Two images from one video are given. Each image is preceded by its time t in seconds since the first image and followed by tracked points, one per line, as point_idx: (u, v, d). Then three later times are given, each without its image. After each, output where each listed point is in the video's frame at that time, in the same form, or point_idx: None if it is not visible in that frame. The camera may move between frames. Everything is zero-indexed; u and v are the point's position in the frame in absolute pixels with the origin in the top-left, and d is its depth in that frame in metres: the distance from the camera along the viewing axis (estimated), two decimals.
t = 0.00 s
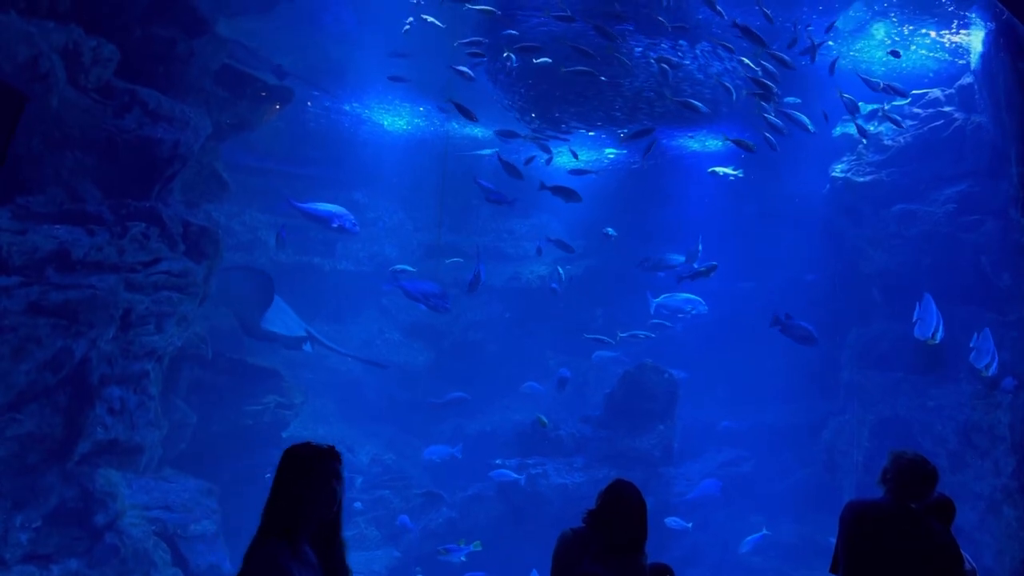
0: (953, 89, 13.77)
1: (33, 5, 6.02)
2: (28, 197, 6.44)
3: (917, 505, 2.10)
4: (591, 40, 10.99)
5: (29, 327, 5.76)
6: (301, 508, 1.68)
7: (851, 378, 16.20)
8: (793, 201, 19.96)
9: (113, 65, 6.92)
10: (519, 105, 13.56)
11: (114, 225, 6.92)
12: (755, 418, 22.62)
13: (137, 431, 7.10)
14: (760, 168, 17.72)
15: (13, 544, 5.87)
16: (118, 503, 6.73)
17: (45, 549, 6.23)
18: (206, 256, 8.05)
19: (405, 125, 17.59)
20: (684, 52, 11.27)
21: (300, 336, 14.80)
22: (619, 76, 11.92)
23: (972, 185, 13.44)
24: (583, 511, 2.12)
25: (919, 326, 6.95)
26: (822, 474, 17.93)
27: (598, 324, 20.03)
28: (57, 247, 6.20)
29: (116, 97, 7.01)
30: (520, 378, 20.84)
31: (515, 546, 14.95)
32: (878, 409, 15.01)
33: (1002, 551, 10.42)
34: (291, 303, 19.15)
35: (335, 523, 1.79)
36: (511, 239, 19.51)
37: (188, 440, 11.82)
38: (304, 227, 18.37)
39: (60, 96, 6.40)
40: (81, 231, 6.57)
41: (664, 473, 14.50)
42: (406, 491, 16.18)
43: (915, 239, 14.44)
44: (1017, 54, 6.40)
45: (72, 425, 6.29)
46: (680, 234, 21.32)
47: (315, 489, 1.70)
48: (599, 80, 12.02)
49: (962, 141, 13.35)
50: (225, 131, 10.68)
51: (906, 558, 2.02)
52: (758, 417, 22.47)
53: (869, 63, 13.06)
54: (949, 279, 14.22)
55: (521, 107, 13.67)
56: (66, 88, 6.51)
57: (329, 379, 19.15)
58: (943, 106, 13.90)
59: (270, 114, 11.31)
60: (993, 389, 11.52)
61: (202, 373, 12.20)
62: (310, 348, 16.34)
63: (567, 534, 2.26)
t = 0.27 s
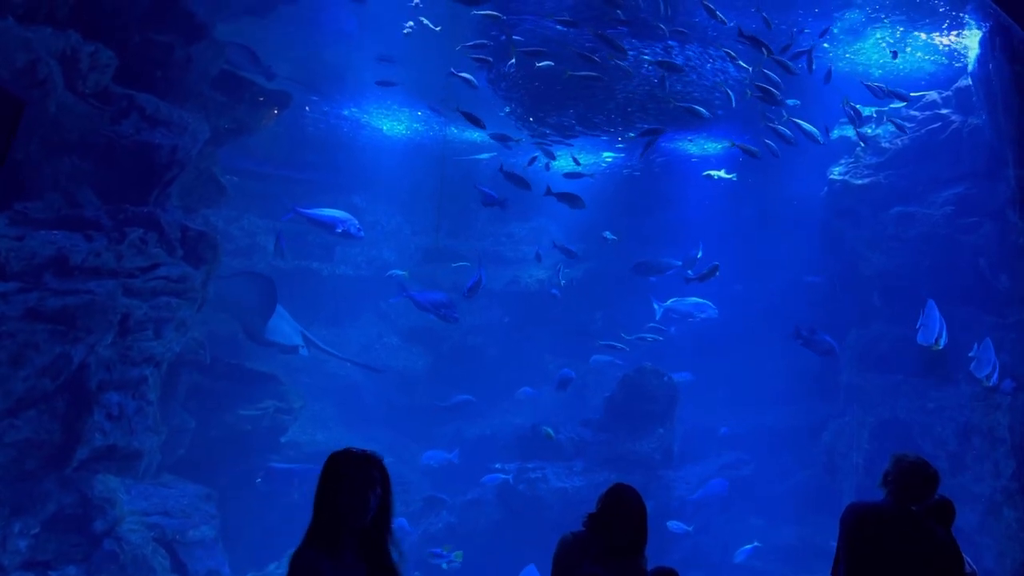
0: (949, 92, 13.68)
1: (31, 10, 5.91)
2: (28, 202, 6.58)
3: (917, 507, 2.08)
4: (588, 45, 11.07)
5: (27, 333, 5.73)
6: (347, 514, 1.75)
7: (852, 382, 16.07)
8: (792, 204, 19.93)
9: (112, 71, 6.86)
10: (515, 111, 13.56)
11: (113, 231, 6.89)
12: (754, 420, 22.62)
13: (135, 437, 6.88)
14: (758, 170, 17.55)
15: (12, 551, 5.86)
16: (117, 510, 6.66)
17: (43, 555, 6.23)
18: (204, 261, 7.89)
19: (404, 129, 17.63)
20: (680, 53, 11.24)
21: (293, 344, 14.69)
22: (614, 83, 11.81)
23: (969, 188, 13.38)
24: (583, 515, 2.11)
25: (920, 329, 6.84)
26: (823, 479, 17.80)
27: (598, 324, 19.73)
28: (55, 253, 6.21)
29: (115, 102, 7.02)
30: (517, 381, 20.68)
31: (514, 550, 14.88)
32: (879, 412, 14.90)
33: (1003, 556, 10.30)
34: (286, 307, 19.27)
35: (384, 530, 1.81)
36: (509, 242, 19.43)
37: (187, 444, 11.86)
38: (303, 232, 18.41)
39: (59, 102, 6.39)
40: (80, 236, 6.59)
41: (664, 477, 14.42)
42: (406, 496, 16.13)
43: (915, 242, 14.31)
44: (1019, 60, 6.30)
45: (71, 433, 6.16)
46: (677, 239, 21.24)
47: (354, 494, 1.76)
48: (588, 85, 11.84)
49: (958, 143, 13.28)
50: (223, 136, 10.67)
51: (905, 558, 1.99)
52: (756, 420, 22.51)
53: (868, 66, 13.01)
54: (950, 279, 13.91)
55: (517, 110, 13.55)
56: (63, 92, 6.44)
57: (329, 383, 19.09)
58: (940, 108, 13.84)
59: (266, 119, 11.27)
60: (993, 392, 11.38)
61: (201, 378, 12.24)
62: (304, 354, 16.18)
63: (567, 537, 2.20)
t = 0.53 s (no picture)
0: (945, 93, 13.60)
1: (27, 14, 5.85)
2: (25, 207, 6.57)
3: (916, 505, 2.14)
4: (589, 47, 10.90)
5: (23, 338, 5.67)
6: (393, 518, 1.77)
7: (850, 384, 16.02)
8: (788, 205, 20.02)
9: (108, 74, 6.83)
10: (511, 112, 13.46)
11: (109, 235, 6.81)
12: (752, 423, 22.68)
13: (134, 442, 6.94)
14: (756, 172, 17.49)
15: (9, 557, 5.81)
16: (115, 514, 6.63)
17: (41, 560, 6.17)
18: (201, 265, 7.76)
19: (401, 132, 17.60)
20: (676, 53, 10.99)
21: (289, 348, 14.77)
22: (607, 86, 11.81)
23: (966, 189, 13.35)
24: (582, 516, 2.13)
25: (922, 334, 6.81)
26: (822, 480, 17.73)
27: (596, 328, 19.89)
28: (51, 257, 6.14)
29: (111, 106, 7.04)
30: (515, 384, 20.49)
31: (512, 553, 14.85)
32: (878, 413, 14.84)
33: (1002, 556, 10.26)
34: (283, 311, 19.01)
35: (430, 531, 1.83)
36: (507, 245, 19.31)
37: (184, 448, 11.68)
38: (301, 235, 18.29)
39: (54, 108, 6.41)
40: (76, 240, 6.50)
41: (663, 479, 14.36)
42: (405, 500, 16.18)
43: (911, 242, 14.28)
44: (1016, 60, 6.25)
45: (68, 437, 6.13)
46: (673, 240, 21.36)
47: (398, 497, 1.79)
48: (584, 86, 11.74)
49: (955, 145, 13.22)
50: (220, 139, 10.64)
51: (906, 554, 2.03)
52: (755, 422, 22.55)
53: (866, 67, 12.94)
54: (948, 279, 13.83)
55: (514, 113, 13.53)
56: (59, 98, 6.46)
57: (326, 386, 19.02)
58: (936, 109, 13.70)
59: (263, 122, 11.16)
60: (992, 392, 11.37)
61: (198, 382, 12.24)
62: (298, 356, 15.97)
63: (566, 540, 2.18)
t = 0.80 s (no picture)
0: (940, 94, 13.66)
1: (22, 18, 5.82)
2: (19, 209, 6.59)
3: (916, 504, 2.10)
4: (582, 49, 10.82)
5: (18, 341, 5.58)
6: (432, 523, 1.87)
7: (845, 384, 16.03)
8: (784, 205, 20.05)
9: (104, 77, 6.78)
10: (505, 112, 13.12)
11: (105, 238, 6.80)
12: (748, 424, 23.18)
13: (130, 445, 6.90)
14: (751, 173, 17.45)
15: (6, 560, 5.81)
16: (111, 517, 6.65)
17: (37, 563, 6.20)
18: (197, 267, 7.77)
19: (398, 134, 17.58)
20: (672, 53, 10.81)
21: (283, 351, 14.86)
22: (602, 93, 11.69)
23: (962, 189, 13.40)
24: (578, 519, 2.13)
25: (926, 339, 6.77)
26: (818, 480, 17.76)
27: (593, 329, 20.06)
28: (47, 260, 6.09)
29: (107, 109, 6.98)
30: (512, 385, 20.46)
31: (511, 553, 14.94)
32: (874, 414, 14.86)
33: (998, 556, 10.27)
34: (280, 314, 19.41)
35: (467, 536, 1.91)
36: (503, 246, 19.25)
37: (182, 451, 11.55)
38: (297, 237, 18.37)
39: (51, 109, 6.31)
40: (72, 243, 6.47)
41: (661, 480, 14.35)
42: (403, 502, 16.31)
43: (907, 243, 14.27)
44: (1010, 62, 6.26)
45: (64, 441, 6.17)
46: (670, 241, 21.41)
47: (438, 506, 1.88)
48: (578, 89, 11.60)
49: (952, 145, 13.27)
50: (216, 141, 10.60)
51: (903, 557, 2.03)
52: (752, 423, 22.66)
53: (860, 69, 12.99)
54: (942, 280, 13.83)
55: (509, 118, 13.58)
56: (55, 100, 6.37)
57: (323, 388, 19.03)
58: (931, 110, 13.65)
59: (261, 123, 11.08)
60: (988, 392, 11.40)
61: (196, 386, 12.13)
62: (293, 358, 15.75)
63: (563, 542, 2.14)
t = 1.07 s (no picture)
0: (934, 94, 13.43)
1: (14, 18, 5.81)
2: (15, 210, 6.44)
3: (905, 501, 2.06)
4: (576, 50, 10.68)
5: (15, 341, 5.56)
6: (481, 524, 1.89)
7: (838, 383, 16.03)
8: (780, 204, 20.02)
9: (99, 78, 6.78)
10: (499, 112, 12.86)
11: (101, 238, 6.80)
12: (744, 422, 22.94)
13: (126, 445, 6.73)
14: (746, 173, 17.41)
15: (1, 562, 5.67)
16: (107, 517, 6.52)
17: (34, 564, 6.07)
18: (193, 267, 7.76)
19: (393, 134, 17.34)
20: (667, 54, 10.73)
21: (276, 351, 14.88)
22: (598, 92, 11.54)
23: (956, 188, 13.44)
24: (574, 517, 2.08)
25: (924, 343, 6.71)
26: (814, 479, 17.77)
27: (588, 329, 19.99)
28: (42, 260, 6.05)
29: (102, 109, 6.96)
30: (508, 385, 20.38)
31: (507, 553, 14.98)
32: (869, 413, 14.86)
33: (995, 554, 10.26)
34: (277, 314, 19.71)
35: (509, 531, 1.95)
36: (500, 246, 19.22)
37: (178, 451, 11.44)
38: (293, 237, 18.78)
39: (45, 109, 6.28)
40: (68, 243, 6.44)
41: (656, 480, 14.35)
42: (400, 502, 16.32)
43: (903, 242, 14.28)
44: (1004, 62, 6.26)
45: (59, 442, 6.08)
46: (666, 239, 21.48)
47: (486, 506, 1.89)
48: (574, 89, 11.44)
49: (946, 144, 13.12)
50: (212, 142, 10.56)
51: (890, 553, 1.99)
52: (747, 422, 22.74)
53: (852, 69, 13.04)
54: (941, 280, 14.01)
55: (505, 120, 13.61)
56: (49, 100, 6.35)
57: (318, 388, 19.11)
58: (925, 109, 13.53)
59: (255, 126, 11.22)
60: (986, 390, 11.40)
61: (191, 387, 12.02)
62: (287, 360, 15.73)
63: (559, 539, 2.11)
